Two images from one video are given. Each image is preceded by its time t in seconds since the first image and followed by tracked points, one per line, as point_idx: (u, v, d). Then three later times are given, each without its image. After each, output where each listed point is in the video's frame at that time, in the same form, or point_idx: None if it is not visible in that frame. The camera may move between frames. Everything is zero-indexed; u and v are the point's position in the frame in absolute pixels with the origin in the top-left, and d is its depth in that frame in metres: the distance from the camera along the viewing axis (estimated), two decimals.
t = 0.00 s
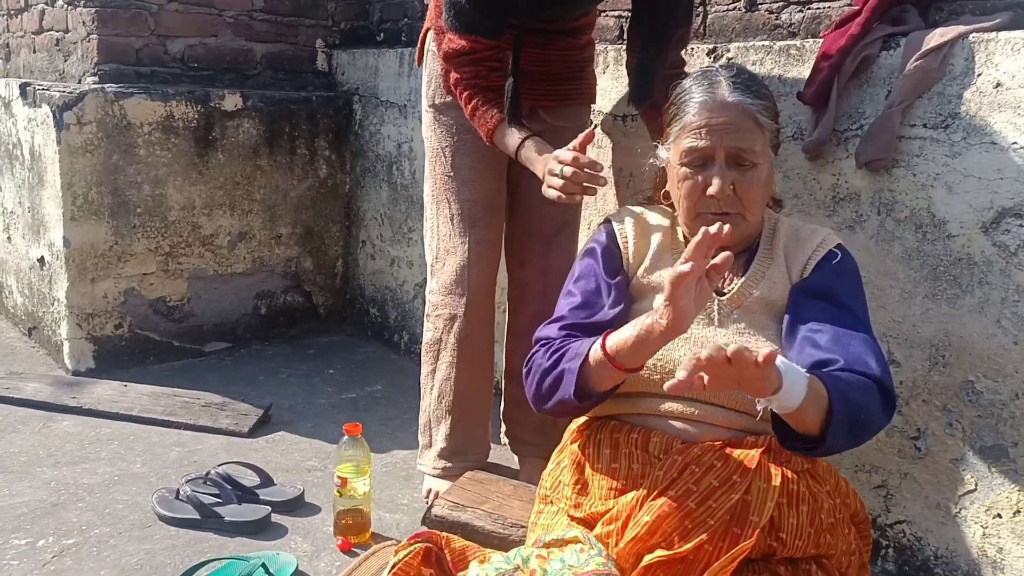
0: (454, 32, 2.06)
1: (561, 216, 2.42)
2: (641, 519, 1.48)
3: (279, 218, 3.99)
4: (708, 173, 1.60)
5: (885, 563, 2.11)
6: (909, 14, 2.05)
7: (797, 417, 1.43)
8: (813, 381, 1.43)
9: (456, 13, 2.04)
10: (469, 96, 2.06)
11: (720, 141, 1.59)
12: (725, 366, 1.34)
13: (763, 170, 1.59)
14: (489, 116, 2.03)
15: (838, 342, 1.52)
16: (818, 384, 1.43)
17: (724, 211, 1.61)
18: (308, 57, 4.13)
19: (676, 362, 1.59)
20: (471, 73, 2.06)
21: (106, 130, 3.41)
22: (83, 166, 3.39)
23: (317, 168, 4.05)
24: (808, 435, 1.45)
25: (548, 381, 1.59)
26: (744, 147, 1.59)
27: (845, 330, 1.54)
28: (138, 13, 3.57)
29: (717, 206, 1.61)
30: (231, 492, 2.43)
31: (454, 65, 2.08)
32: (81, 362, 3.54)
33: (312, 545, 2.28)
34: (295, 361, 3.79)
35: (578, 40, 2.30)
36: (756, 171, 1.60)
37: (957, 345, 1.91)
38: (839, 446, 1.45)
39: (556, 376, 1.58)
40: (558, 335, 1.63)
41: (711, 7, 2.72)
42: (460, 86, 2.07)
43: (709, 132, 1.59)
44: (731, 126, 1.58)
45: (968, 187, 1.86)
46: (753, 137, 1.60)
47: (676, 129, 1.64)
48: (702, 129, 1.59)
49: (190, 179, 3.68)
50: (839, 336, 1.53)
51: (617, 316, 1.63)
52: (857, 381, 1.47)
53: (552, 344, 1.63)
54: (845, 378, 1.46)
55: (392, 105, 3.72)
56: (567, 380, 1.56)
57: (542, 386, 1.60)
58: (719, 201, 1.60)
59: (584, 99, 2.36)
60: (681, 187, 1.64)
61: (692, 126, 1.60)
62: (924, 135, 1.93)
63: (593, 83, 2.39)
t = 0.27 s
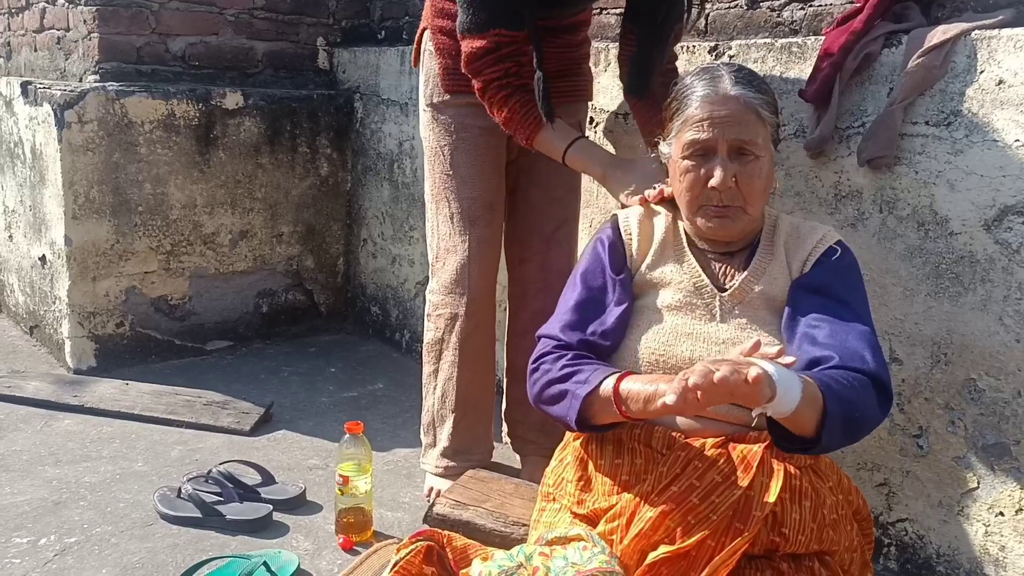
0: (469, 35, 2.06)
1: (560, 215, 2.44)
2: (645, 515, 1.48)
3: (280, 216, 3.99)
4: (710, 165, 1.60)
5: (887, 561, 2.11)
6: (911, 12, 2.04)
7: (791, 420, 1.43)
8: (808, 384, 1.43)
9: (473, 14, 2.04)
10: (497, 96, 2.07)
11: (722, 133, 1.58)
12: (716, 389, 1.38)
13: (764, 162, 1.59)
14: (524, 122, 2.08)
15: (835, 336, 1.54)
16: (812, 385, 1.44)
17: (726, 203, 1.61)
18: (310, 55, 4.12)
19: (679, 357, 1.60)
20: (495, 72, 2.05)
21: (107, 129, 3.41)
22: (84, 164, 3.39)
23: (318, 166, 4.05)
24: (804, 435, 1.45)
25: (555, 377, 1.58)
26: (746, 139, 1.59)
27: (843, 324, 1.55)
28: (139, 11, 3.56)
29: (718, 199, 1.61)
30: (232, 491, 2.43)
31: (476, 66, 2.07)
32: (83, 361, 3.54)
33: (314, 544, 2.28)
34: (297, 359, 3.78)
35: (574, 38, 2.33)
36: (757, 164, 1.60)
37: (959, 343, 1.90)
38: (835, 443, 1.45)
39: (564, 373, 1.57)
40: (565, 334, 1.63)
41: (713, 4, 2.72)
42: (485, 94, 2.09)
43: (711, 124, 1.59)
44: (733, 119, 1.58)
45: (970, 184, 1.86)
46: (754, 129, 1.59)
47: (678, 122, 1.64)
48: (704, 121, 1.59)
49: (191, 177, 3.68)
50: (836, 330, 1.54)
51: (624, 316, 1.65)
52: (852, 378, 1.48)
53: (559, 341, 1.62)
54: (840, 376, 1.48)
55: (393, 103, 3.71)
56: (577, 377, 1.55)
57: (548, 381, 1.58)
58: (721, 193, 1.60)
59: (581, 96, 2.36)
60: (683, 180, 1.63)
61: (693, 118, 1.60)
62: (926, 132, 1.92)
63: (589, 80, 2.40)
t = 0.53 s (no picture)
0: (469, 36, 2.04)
1: (556, 213, 2.44)
2: (643, 512, 1.48)
3: (281, 215, 3.99)
4: (718, 155, 1.60)
5: (887, 560, 2.11)
6: (911, 10, 2.04)
7: (795, 405, 1.43)
8: (812, 368, 1.43)
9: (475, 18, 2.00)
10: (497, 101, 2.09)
11: (734, 125, 1.59)
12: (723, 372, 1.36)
13: (770, 158, 1.60)
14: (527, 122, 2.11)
15: (834, 326, 1.53)
16: (815, 371, 1.43)
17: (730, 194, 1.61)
18: (311, 54, 4.13)
19: (674, 354, 1.60)
20: (494, 77, 2.06)
21: (108, 128, 3.42)
22: (85, 163, 3.40)
23: (319, 165, 4.05)
24: (808, 422, 1.46)
25: (544, 355, 1.60)
26: (756, 133, 1.60)
27: (842, 314, 1.54)
28: (140, 11, 3.57)
29: (723, 189, 1.60)
30: (234, 490, 2.43)
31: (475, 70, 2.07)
32: (84, 360, 3.55)
33: (315, 542, 2.28)
34: (298, 358, 3.79)
35: (570, 38, 2.34)
36: (763, 158, 1.61)
37: (960, 342, 1.90)
38: (839, 431, 1.46)
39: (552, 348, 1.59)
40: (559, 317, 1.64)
41: (714, 3, 2.72)
42: (484, 95, 2.10)
43: (724, 115, 1.59)
44: (745, 112, 1.59)
45: (971, 183, 1.86)
46: (764, 125, 1.61)
47: (688, 113, 1.64)
48: (716, 112, 1.60)
49: (192, 176, 3.68)
50: (834, 320, 1.53)
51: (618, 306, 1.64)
52: (852, 365, 1.47)
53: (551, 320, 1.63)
54: (840, 363, 1.47)
55: (394, 102, 3.71)
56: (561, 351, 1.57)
57: (537, 359, 1.61)
58: (727, 183, 1.60)
59: (576, 95, 2.37)
60: (688, 168, 1.63)
61: (705, 109, 1.61)
62: (926, 131, 1.92)
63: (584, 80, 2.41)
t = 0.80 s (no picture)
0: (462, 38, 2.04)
1: (551, 214, 2.44)
2: (639, 514, 1.48)
3: (280, 217, 3.99)
4: (720, 150, 1.62)
5: (885, 562, 2.11)
6: (909, 13, 2.04)
7: (791, 405, 1.43)
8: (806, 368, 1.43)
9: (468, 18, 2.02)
10: (494, 102, 2.09)
11: (740, 121, 1.62)
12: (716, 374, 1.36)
13: (770, 159, 1.64)
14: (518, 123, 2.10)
15: (827, 324, 1.53)
16: (810, 371, 1.43)
17: (727, 190, 1.62)
18: (309, 56, 4.13)
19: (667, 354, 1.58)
20: (488, 77, 2.05)
21: (107, 130, 3.42)
22: (84, 165, 3.40)
23: (318, 167, 4.05)
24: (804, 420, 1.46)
25: (536, 317, 1.60)
26: (760, 132, 1.63)
27: (834, 312, 1.55)
28: (139, 12, 3.57)
29: (722, 184, 1.62)
30: (232, 492, 2.43)
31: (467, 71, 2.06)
32: (83, 361, 3.55)
33: (314, 545, 2.28)
34: (296, 360, 3.79)
35: (563, 40, 2.34)
36: (763, 159, 1.64)
37: (957, 344, 1.91)
38: (834, 430, 1.46)
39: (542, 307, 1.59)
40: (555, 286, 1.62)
41: (712, 5, 2.72)
42: (474, 96, 2.09)
43: (730, 110, 1.62)
44: (752, 110, 1.62)
45: (968, 185, 1.86)
46: (766, 126, 1.65)
47: (693, 105, 1.65)
48: (723, 107, 1.62)
49: (191, 178, 3.69)
50: (827, 319, 1.54)
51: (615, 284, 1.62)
52: (846, 364, 1.47)
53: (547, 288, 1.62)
54: (834, 362, 1.47)
55: (393, 104, 3.72)
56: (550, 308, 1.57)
57: (529, 321, 1.61)
58: (726, 178, 1.61)
59: (568, 98, 2.38)
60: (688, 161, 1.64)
61: (711, 103, 1.63)
62: (924, 133, 1.93)
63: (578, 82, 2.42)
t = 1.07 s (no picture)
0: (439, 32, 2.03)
1: (545, 216, 2.43)
2: (635, 516, 1.48)
3: (277, 220, 3.99)
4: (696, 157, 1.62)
5: (882, 564, 2.12)
6: (905, 17, 2.05)
7: (786, 405, 1.42)
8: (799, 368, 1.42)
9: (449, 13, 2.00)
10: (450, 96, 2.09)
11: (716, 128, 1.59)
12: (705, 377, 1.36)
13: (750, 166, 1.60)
14: (478, 123, 2.12)
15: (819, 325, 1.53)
16: (802, 369, 1.43)
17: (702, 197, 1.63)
18: (306, 60, 4.13)
19: (660, 356, 1.59)
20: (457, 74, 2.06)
21: (104, 134, 3.41)
22: (81, 169, 3.40)
23: (315, 170, 4.06)
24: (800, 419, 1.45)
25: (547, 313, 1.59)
26: (738, 138, 1.60)
27: (825, 312, 1.54)
28: (136, 16, 3.57)
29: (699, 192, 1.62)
30: (229, 495, 2.43)
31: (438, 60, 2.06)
32: (79, 365, 3.54)
33: (311, 548, 2.28)
34: (293, 363, 3.79)
35: (559, 43, 2.34)
36: (741, 166, 1.61)
37: (953, 347, 1.91)
38: (826, 429, 1.45)
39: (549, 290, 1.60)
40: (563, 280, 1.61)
41: (708, 9, 2.72)
42: (441, 87, 2.09)
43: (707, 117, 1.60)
44: (729, 118, 1.60)
45: (964, 188, 1.87)
46: (747, 133, 1.61)
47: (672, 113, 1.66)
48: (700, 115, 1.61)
49: (188, 181, 3.68)
50: (819, 320, 1.54)
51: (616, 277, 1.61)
52: (839, 363, 1.47)
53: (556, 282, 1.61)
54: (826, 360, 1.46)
55: (390, 107, 3.72)
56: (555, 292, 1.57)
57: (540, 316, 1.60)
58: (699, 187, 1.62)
59: (562, 102, 2.38)
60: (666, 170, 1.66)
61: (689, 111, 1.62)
62: (920, 137, 1.93)
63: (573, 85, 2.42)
